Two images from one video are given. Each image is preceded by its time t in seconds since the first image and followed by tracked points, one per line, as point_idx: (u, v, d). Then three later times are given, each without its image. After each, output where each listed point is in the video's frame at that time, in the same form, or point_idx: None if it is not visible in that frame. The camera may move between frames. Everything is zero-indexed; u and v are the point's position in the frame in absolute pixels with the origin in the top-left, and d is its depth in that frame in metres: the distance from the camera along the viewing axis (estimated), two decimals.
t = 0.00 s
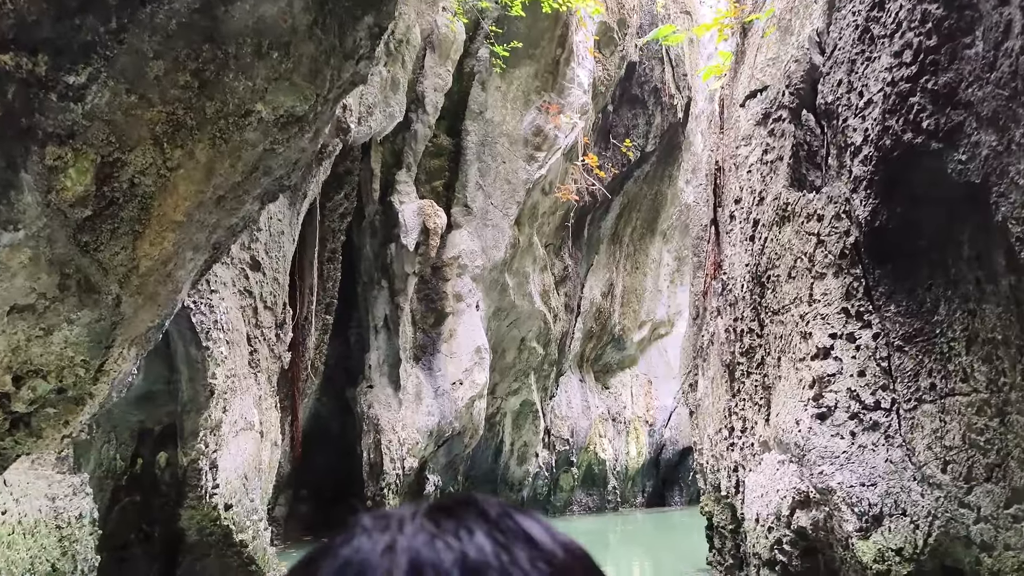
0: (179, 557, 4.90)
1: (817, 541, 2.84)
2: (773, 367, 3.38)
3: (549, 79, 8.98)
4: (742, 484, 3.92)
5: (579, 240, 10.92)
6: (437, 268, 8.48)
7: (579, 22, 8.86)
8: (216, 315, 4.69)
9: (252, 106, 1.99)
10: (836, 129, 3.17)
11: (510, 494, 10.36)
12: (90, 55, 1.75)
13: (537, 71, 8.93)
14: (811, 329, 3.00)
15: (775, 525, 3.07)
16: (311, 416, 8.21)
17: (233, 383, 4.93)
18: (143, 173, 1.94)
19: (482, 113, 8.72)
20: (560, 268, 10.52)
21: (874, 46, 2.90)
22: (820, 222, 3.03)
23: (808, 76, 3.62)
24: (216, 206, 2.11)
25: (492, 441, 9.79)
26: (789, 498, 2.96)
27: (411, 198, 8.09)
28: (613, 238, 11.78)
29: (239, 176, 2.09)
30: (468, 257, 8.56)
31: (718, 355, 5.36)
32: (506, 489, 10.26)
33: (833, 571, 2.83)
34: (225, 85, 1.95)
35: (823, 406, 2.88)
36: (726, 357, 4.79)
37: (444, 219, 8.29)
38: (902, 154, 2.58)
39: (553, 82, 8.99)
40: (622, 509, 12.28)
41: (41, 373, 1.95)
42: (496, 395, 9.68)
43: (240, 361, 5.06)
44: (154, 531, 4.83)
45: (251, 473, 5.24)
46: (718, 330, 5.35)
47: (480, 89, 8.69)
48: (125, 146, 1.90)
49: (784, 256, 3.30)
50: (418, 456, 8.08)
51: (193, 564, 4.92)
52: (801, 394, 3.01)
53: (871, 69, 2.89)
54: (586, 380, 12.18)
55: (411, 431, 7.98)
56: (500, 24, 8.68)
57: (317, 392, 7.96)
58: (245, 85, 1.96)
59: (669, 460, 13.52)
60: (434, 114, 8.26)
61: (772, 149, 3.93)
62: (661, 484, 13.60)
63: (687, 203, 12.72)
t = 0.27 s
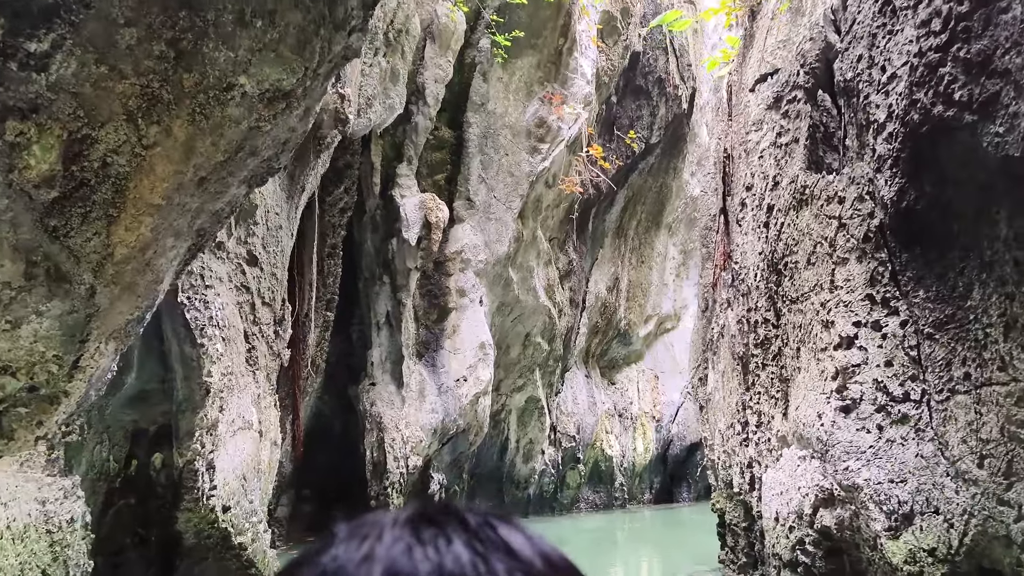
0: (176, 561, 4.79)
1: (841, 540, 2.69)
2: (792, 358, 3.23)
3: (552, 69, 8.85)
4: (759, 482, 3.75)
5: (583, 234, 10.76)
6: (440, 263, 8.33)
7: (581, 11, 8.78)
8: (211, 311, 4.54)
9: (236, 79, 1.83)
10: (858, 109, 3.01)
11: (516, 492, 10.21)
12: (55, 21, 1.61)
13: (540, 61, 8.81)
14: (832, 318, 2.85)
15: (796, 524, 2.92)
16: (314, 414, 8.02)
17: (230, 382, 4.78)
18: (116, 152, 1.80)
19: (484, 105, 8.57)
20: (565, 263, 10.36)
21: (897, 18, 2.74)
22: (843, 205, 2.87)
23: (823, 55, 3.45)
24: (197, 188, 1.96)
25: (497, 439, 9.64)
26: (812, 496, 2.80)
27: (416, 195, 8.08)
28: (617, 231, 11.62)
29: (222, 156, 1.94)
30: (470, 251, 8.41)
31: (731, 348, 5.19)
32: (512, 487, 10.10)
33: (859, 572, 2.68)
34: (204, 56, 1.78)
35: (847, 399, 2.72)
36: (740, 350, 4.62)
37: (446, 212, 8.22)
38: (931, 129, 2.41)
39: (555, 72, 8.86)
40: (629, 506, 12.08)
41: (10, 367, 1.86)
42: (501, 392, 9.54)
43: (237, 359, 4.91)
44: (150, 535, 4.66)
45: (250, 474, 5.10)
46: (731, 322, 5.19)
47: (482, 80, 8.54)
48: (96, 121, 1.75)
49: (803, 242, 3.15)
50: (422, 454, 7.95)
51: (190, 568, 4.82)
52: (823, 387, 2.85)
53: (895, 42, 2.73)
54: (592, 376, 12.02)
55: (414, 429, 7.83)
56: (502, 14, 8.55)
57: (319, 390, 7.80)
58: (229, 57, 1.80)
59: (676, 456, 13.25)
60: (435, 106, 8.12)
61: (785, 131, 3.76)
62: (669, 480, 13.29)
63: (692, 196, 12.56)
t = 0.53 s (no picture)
0: (170, 567, 4.57)
1: (868, 542, 2.52)
2: (812, 351, 3.07)
3: (553, 61, 8.74)
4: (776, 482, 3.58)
5: (586, 229, 10.59)
6: (441, 260, 8.18)
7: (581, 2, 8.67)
8: (204, 309, 4.39)
9: (213, 50, 1.72)
10: (879, 87, 2.85)
11: (521, 493, 10.03)
12: None
13: (541, 54, 8.70)
14: (856, 307, 2.69)
15: (819, 526, 2.75)
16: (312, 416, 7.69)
17: (225, 382, 4.63)
18: (83, 130, 1.74)
19: (485, 98, 8.41)
20: (568, 259, 10.19)
21: None
22: (868, 188, 2.71)
23: (839, 34, 3.29)
24: (176, 171, 1.87)
25: (501, 438, 9.48)
26: (836, 497, 2.64)
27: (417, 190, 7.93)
28: (621, 226, 11.45)
29: (201, 136, 1.83)
30: (472, 247, 8.26)
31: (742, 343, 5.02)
32: (517, 487, 9.94)
33: None
34: (179, 25, 1.69)
35: (873, 392, 2.56)
36: (751, 345, 4.46)
37: (446, 209, 8.06)
38: (962, 104, 2.28)
39: (557, 64, 8.75)
40: (635, 505, 11.91)
41: None
42: (504, 391, 9.39)
43: (232, 359, 4.76)
44: (145, 542, 4.49)
45: (246, 477, 4.95)
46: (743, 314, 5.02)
47: (482, 73, 8.37)
48: (63, 96, 1.71)
49: (822, 229, 2.99)
50: (424, 455, 7.84)
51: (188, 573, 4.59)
52: (846, 380, 2.69)
53: (918, 14, 2.58)
54: (596, 374, 11.84)
55: (416, 429, 7.72)
56: (501, 5, 8.42)
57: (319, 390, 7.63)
58: (204, 28, 1.69)
59: (683, 454, 13.03)
60: (434, 100, 7.96)
61: (798, 114, 3.60)
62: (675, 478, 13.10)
63: (695, 190, 12.40)
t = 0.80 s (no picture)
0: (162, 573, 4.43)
1: (894, 547, 2.37)
2: (830, 345, 2.92)
3: (552, 56, 8.64)
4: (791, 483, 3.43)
5: (587, 227, 10.44)
6: (440, 258, 8.03)
7: None
8: (195, 308, 4.23)
9: (187, 19, 1.61)
10: (898, 66, 2.71)
11: (523, 494, 9.87)
12: None
13: (539, 48, 8.59)
14: (879, 298, 2.54)
15: (840, 529, 2.61)
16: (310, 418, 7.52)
17: (217, 384, 4.48)
18: (41, 104, 1.63)
19: (483, 94, 8.28)
20: (569, 256, 10.05)
21: None
22: (890, 171, 2.56)
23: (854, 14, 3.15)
24: (147, 151, 1.78)
25: (502, 439, 9.33)
26: (860, 499, 2.49)
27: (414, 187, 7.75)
28: (622, 224, 11.30)
29: (175, 112, 1.74)
30: (471, 245, 8.11)
31: (752, 339, 4.87)
32: (519, 488, 9.78)
33: None
34: None
35: (898, 386, 2.41)
36: (762, 340, 4.30)
37: (445, 205, 7.86)
38: (996, 78, 2.15)
39: (556, 58, 8.65)
40: (639, 505, 11.74)
41: None
42: (505, 391, 9.24)
43: (224, 359, 4.61)
44: (136, 549, 4.33)
45: (240, 482, 4.79)
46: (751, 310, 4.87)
47: (480, 67, 8.27)
48: (19, 68, 1.59)
49: (840, 217, 2.84)
50: (424, 457, 7.69)
51: None
52: (869, 375, 2.55)
53: None
54: (598, 373, 11.68)
55: (416, 431, 7.56)
56: None
57: (316, 391, 7.47)
58: None
59: (686, 453, 12.85)
60: (432, 95, 7.82)
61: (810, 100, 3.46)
62: (678, 478, 12.94)
63: (697, 186, 12.25)
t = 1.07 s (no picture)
0: None
1: (924, 554, 2.22)
2: (850, 339, 2.78)
3: (552, 50, 8.51)
4: (806, 486, 3.28)
5: (587, 225, 10.29)
6: (438, 258, 7.89)
7: None
8: (184, 308, 4.08)
9: None
10: (922, 42, 2.56)
11: (524, 497, 9.71)
12: None
13: (538, 43, 8.46)
14: (905, 289, 2.40)
15: (865, 535, 2.46)
16: (308, 420, 7.42)
17: (207, 386, 4.32)
18: None
19: (481, 90, 8.14)
20: (569, 255, 9.90)
21: None
22: (915, 152, 2.42)
23: None
24: (114, 127, 1.82)
25: (503, 441, 9.18)
26: (885, 503, 2.34)
27: (410, 183, 7.53)
28: (622, 222, 11.15)
29: (143, 82, 1.79)
30: (470, 244, 7.97)
31: (760, 336, 4.72)
32: (520, 491, 9.63)
33: None
34: None
35: (926, 382, 2.26)
36: (772, 336, 4.15)
37: (444, 202, 7.65)
38: None
39: (555, 53, 8.52)
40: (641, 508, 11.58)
41: None
42: (505, 392, 9.09)
43: (216, 360, 4.45)
44: (125, 558, 4.18)
45: (233, 487, 4.63)
46: (760, 306, 4.72)
47: (478, 63, 8.14)
48: None
49: (860, 203, 2.70)
50: (423, 460, 7.51)
51: None
52: (895, 371, 2.40)
53: None
54: (599, 373, 11.52)
55: (415, 433, 7.39)
56: None
57: (313, 393, 7.31)
58: None
59: (689, 454, 12.67)
60: (429, 91, 7.68)
61: (824, 84, 3.31)
62: (681, 479, 12.75)
63: (698, 184, 12.10)
